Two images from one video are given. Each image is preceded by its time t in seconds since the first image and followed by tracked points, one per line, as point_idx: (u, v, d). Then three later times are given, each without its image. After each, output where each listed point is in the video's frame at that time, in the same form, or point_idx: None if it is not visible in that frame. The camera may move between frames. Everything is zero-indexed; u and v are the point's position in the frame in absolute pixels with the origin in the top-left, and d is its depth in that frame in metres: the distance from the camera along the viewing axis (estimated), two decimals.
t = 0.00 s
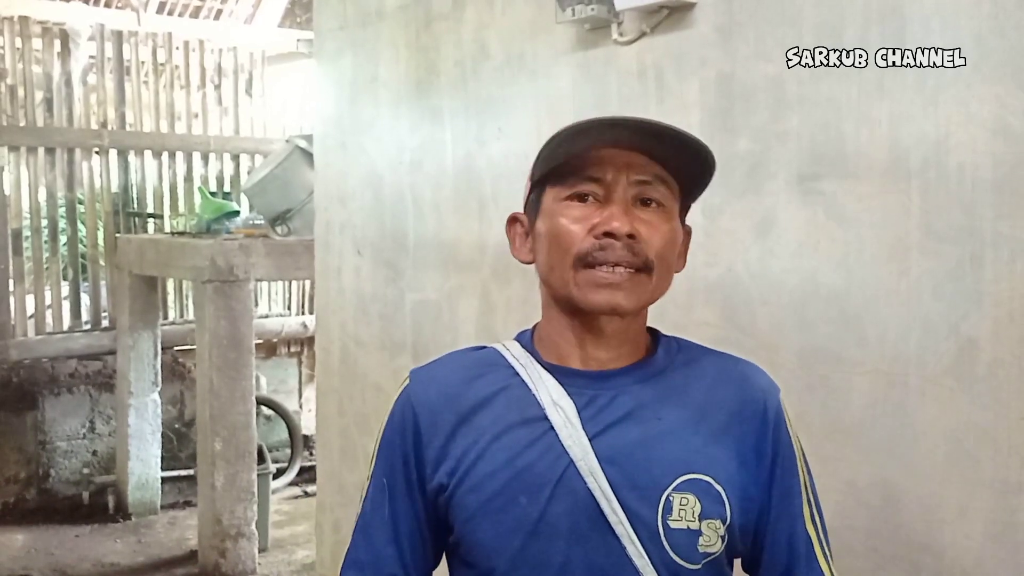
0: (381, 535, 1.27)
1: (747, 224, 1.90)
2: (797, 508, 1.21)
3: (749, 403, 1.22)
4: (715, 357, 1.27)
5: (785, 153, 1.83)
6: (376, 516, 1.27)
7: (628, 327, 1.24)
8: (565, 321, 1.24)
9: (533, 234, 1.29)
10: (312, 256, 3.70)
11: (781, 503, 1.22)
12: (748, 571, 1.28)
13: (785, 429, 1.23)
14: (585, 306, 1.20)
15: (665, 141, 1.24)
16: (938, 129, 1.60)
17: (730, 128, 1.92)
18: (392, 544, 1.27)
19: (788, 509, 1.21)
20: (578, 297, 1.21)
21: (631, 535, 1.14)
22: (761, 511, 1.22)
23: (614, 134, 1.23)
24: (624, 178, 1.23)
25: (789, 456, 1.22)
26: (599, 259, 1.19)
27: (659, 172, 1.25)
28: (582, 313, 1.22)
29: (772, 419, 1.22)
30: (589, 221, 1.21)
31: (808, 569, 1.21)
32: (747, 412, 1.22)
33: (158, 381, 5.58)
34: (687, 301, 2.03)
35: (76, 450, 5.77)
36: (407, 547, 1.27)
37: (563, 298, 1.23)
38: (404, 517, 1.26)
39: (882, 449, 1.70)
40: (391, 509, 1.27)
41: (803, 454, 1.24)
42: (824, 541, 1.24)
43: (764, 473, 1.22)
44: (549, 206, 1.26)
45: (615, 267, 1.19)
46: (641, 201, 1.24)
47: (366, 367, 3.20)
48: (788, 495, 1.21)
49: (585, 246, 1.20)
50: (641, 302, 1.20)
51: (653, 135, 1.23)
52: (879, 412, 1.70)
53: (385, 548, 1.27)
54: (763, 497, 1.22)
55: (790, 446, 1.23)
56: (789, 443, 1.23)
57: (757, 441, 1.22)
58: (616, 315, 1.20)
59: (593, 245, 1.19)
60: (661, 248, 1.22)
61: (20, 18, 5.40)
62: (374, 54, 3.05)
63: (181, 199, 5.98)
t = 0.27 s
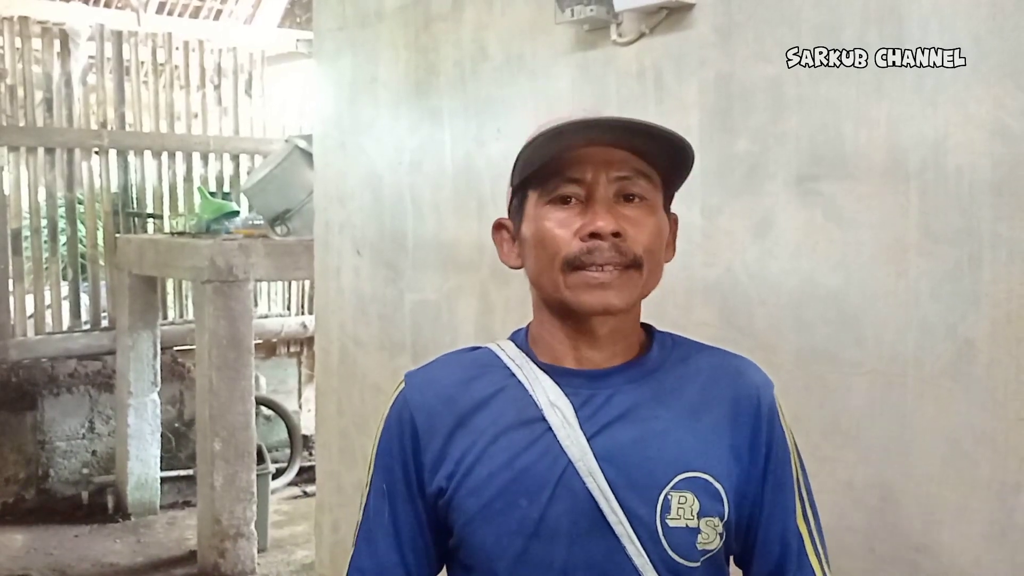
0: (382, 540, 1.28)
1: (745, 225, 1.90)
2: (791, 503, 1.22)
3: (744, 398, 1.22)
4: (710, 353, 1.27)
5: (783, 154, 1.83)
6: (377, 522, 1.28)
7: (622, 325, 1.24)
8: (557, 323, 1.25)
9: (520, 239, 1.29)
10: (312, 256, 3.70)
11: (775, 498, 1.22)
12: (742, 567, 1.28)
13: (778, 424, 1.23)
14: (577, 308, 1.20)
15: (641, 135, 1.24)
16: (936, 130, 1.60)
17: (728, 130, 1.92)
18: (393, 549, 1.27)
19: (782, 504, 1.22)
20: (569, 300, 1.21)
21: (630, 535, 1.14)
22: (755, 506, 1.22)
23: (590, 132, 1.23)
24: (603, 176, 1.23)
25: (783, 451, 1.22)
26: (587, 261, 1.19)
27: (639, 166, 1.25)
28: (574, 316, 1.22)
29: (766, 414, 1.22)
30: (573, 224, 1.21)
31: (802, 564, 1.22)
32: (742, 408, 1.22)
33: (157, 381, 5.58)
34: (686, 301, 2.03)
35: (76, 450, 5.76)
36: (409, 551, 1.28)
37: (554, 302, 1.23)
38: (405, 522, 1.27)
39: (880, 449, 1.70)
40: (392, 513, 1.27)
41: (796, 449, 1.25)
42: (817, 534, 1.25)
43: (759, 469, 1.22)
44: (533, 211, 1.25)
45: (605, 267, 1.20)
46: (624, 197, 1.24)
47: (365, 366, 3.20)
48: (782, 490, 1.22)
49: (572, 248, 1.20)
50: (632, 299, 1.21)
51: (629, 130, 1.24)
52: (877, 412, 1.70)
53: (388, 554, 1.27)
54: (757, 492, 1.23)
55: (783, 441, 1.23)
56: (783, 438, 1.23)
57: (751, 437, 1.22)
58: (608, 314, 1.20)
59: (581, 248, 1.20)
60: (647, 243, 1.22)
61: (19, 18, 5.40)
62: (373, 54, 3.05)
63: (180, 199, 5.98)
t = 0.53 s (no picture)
0: (375, 554, 1.28)
1: (743, 232, 1.91)
2: (781, 509, 1.22)
3: (732, 406, 1.22)
4: (699, 360, 1.27)
5: (781, 161, 1.83)
6: (369, 536, 1.28)
7: (607, 335, 1.24)
8: (542, 337, 1.25)
9: (502, 255, 1.29)
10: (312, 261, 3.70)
11: (765, 505, 1.22)
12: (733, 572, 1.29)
13: (767, 430, 1.23)
14: (559, 321, 1.21)
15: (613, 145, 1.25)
16: (934, 137, 1.61)
17: (726, 137, 1.93)
18: (386, 563, 1.28)
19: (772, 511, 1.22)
20: (552, 314, 1.21)
21: (620, 546, 1.14)
22: (745, 513, 1.23)
23: (563, 146, 1.24)
24: (579, 189, 1.24)
25: (773, 459, 1.23)
26: (568, 274, 1.20)
27: (614, 176, 1.26)
28: (557, 328, 1.22)
29: (755, 421, 1.23)
30: (553, 237, 1.22)
31: (792, 569, 1.23)
32: (730, 416, 1.22)
33: (156, 386, 5.58)
34: (685, 308, 2.04)
35: (74, 455, 5.75)
36: (402, 564, 1.28)
37: (537, 316, 1.23)
38: (398, 536, 1.28)
39: (879, 457, 1.71)
40: (384, 527, 1.28)
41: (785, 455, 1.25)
42: (808, 539, 1.26)
43: (748, 476, 1.22)
44: (512, 227, 1.26)
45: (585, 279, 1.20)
46: (600, 208, 1.24)
47: (364, 372, 3.20)
48: (771, 497, 1.22)
49: (552, 262, 1.20)
50: (614, 309, 1.21)
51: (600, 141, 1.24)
52: (875, 420, 1.71)
53: (380, 568, 1.28)
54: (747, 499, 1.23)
55: (773, 448, 1.23)
56: (772, 445, 1.23)
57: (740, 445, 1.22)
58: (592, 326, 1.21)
59: (560, 261, 1.20)
60: (627, 251, 1.22)
61: (19, 23, 5.41)
62: (373, 60, 3.05)
63: (181, 203, 5.96)
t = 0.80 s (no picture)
0: (368, 566, 1.28)
1: (742, 240, 1.91)
2: (775, 519, 1.21)
3: (723, 415, 1.22)
4: (691, 370, 1.27)
5: (779, 170, 1.84)
6: (362, 548, 1.29)
7: (597, 346, 1.25)
8: (531, 349, 1.26)
9: (490, 268, 1.30)
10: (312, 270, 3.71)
11: (758, 514, 1.21)
12: None
13: (760, 438, 1.22)
14: (548, 334, 1.22)
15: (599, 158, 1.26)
16: (932, 145, 1.61)
17: (725, 146, 1.93)
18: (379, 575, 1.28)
19: (766, 519, 1.21)
20: (540, 327, 1.22)
21: (611, 555, 1.15)
22: (738, 523, 1.22)
23: (548, 161, 1.25)
24: (564, 202, 1.25)
25: (766, 467, 1.22)
26: (555, 288, 1.21)
27: (599, 188, 1.27)
28: (547, 341, 1.24)
29: (747, 430, 1.22)
30: (540, 251, 1.23)
31: None
32: (721, 425, 1.22)
33: (158, 395, 5.58)
34: (683, 317, 2.03)
35: (77, 465, 5.76)
36: None
37: (526, 329, 1.24)
38: (390, 548, 1.28)
39: (878, 466, 1.70)
40: (377, 539, 1.28)
41: (780, 464, 1.24)
42: (803, 549, 1.24)
43: (740, 486, 1.22)
44: (500, 241, 1.27)
45: (573, 292, 1.22)
46: (586, 220, 1.26)
47: (365, 381, 3.21)
48: (765, 506, 1.21)
49: (540, 276, 1.22)
50: (603, 321, 1.22)
51: (585, 154, 1.25)
52: (874, 429, 1.70)
53: None
54: (740, 508, 1.22)
55: (766, 456, 1.22)
56: (765, 454, 1.22)
57: (732, 454, 1.22)
58: (580, 339, 1.22)
59: (548, 275, 1.22)
60: (614, 263, 1.24)
61: (24, 34, 5.43)
62: (373, 70, 3.07)
63: (183, 213, 6.00)
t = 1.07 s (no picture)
0: (366, 569, 1.28)
1: (741, 242, 1.91)
2: (770, 517, 1.21)
3: (718, 415, 1.22)
4: (686, 368, 1.27)
5: (778, 171, 1.84)
6: (359, 550, 1.28)
7: (601, 346, 1.25)
8: (535, 359, 1.26)
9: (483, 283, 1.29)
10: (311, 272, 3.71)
11: (754, 513, 1.21)
12: None
13: (754, 438, 1.22)
14: (556, 342, 1.22)
15: (573, 156, 1.25)
16: (932, 146, 1.61)
17: (724, 148, 1.93)
18: None
19: (761, 517, 1.21)
20: (547, 336, 1.22)
21: (607, 555, 1.15)
22: (733, 521, 1.22)
23: (525, 169, 1.24)
24: (549, 207, 1.25)
25: (761, 465, 1.21)
26: (559, 296, 1.21)
27: (579, 185, 1.27)
28: (552, 349, 1.23)
29: (741, 428, 1.22)
30: (536, 261, 1.23)
31: None
32: (716, 425, 1.22)
33: (157, 397, 5.57)
34: (682, 319, 2.03)
35: (76, 467, 5.75)
36: None
37: (531, 339, 1.24)
38: (388, 550, 1.27)
39: (877, 467, 1.70)
40: (374, 542, 1.27)
41: (774, 461, 1.24)
42: (798, 547, 1.24)
43: (735, 484, 1.21)
44: (491, 255, 1.26)
45: (577, 297, 1.21)
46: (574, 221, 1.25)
47: (363, 383, 3.21)
48: (760, 504, 1.20)
49: (541, 287, 1.21)
50: (607, 321, 1.23)
51: (560, 154, 1.25)
52: (873, 430, 1.70)
53: None
54: (736, 507, 1.22)
55: (761, 455, 1.22)
56: (760, 452, 1.22)
57: (727, 453, 1.21)
58: (586, 342, 1.22)
59: (549, 283, 1.21)
60: (609, 260, 1.24)
61: (23, 36, 5.43)
62: (372, 72, 3.07)
63: (182, 216, 5.98)
